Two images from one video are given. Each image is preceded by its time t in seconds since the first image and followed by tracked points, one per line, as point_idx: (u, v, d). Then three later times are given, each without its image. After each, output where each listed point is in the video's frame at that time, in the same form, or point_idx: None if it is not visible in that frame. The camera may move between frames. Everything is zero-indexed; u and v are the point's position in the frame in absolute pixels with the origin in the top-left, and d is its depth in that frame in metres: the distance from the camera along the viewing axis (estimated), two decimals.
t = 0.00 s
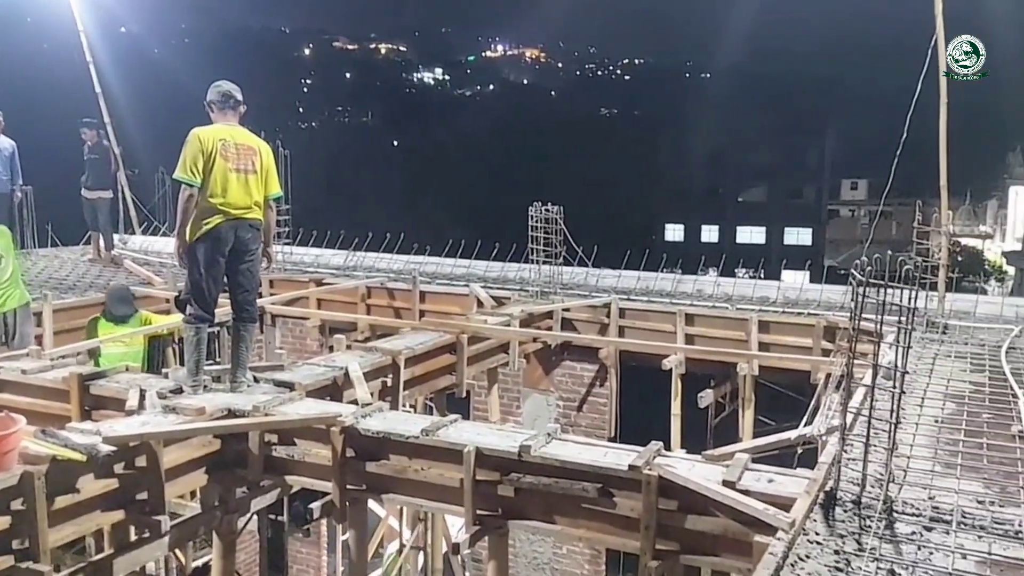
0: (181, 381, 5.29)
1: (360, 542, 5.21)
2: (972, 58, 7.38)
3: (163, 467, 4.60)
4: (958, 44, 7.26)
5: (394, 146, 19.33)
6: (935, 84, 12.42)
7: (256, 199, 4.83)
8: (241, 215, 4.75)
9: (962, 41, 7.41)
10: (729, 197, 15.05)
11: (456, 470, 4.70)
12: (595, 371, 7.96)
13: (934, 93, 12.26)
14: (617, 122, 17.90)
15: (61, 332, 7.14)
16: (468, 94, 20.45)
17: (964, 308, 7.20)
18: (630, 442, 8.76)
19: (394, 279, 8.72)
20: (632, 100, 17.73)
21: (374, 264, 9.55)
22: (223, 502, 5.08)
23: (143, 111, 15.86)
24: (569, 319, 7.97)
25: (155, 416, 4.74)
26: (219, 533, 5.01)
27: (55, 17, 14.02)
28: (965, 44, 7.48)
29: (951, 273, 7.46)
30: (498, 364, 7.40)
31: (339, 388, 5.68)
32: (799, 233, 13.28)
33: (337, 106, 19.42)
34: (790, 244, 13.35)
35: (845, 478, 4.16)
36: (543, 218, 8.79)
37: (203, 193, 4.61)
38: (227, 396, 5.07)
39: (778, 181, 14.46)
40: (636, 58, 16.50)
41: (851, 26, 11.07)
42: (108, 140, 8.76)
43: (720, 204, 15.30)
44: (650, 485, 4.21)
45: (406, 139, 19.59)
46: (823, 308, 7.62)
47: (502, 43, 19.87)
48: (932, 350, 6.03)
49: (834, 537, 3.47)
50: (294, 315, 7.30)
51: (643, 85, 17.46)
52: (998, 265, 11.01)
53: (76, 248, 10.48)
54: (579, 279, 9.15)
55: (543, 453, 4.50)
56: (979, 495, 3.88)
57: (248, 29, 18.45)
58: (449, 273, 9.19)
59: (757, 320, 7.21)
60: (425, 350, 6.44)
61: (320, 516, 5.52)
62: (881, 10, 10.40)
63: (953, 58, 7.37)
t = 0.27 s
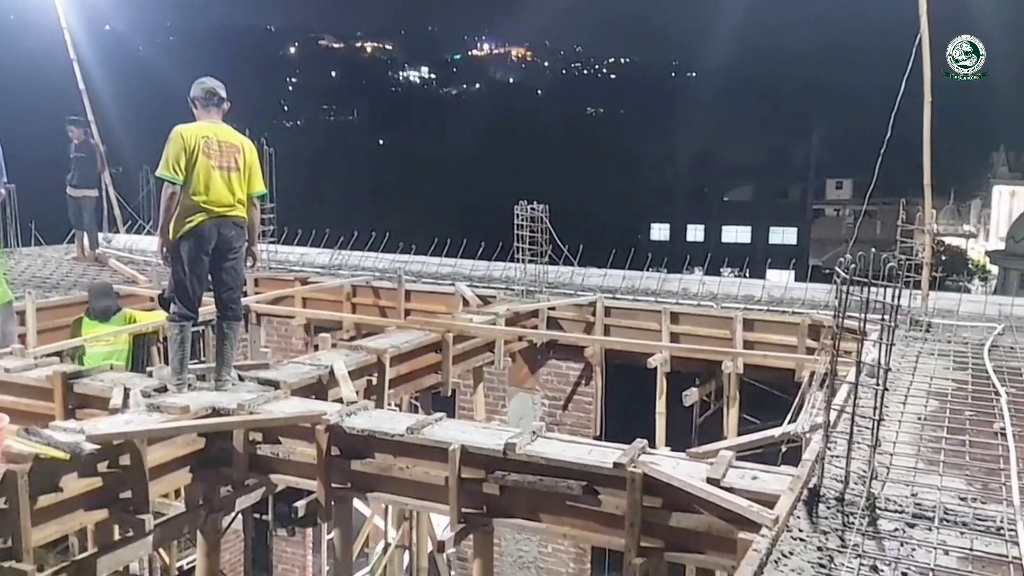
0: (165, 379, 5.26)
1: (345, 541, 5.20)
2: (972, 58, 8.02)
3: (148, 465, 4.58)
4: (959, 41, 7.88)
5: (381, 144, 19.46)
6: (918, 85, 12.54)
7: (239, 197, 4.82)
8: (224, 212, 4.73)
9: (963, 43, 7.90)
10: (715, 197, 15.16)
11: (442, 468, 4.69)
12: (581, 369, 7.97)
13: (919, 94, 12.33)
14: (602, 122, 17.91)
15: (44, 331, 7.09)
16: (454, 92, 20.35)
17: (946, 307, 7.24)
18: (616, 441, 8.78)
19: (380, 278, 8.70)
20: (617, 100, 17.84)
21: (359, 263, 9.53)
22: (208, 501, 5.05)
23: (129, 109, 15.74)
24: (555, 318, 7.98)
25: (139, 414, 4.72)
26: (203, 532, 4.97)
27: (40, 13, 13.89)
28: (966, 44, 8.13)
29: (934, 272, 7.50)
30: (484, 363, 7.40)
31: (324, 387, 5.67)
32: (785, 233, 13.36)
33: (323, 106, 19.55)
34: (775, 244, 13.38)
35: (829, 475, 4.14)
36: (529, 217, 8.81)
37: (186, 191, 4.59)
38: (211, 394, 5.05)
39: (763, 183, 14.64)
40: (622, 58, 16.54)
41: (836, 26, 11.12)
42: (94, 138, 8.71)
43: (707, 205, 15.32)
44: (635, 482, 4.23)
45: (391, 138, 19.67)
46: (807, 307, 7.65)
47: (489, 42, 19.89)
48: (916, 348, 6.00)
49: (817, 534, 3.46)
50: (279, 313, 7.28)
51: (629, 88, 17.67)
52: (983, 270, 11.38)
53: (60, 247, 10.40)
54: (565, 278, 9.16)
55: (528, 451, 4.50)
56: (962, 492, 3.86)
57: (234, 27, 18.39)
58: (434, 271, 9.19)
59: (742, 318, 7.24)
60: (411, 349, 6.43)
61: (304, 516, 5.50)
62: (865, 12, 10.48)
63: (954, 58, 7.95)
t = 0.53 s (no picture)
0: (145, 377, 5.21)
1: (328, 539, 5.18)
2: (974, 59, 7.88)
3: (128, 464, 4.54)
4: (958, 44, 7.73)
5: (364, 142, 18.63)
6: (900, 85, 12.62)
7: (218, 195, 4.79)
8: (203, 211, 4.70)
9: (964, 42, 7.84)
10: (697, 196, 15.22)
11: (424, 466, 4.69)
12: (564, 367, 7.98)
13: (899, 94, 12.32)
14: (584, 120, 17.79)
15: (25, 330, 7.02)
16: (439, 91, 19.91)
17: (926, 305, 7.29)
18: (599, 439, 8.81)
19: (363, 276, 8.68)
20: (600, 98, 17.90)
21: (342, 261, 9.51)
22: (189, 499, 4.98)
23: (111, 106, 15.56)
24: (538, 316, 7.99)
25: (118, 413, 4.67)
26: (184, 531, 4.90)
27: (20, 9, 13.70)
28: (965, 43, 7.94)
29: (914, 270, 7.55)
30: (467, 361, 7.39)
31: (306, 385, 5.64)
32: (768, 232, 13.50)
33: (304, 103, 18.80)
34: (758, 243, 13.49)
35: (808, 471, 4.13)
36: (512, 215, 8.81)
37: (165, 190, 4.57)
38: (191, 393, 5.00)
39: (746, 182, 14.68)
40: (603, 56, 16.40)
41: (822, 26, 11.12)
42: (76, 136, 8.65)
43: (689, 204, 15.38)
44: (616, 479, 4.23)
45: (373, 136, 18.81)
46: (789, 305, 7.68)
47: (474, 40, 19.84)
48: (896, 346, 5.97)
49: (797, 530, 3.46)
50: (262, 311, 7.25)
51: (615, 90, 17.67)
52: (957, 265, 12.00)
53: (40, 245, 10.31)
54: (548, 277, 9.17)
55: (510, 449, 4.49)
56: (940, 488, 3.86)
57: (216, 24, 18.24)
58: (417, 270, 9.17)
59: (724, 316, 7.27)
60: (393, 347, 6.42)
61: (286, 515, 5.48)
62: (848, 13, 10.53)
63: (954, 58, 7.90)
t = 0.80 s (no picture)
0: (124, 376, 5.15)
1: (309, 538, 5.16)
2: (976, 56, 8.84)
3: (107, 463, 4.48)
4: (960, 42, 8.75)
5: (348, 141, 19.24)
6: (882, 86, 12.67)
7: (198, 193, 4.77)
8: (183, 209, 4.68)
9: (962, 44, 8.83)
10: (677, 192, 15.44)
11: (406, 465, 4.68)
12: (546, 365, 8.02)
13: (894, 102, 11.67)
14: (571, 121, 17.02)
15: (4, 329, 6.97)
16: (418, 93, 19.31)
17: (906, 304, 7.33)
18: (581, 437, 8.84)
19: (345, 275, 8.66)
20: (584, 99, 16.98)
21: (324, 260, 9.49)
22: (169, 499, 4.99)
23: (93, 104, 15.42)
24: (520, 315, 8.00)
25: (97, 413, 4.62)
26: (164, 530, 4.92)
27: None
28: (965, 44, 8.86)
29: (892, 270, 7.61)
30: (449, 360, 7.38)
31: (287, 384, 5.62)
32: (749, 231, 14.15)
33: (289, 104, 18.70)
34: (738, 241, 14.15)
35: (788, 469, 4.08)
36: (495, 214, 8.82)
37: (143, 188, 4.55)
38: (171, 391, 4.96)
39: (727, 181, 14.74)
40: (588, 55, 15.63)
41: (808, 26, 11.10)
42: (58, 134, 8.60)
43: (669, 201, 15.65)
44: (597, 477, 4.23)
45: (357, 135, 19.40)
46: (770, 304, 7.72)
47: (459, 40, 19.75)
48: (876, 344, 5.98)
49: (777, 528, 3.41)
50: (243, 310, 7.21)
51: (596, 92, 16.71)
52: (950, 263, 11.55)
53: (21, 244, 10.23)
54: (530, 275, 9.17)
55: (492, 447, 4.49)
56: (919, 485, 3.80)
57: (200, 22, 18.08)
58: (400, 268, 9.16)
59: (705, 315, 7.31)
60: (375, 347, 6.40)
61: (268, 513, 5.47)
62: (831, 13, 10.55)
63: (955, 57, 8.92)
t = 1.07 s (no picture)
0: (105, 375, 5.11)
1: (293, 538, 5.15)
2: (974, 56, 9.64)
3: (89, 462, 4.43)
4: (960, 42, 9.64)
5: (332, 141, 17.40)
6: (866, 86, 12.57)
7: (180, 191, 4.75)
8: (164, 207, 4.66)
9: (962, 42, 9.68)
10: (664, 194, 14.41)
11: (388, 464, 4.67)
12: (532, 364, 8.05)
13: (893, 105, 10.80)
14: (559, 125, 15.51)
15: None
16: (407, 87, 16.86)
17: (887, 303, 7.39)
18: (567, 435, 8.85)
19: (329, 274, 8.64)
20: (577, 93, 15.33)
21: (309, 260, 9.47)
22: (151, 498, 4.96)
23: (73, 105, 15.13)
24: (505, 314, 8.01)
25: (78, 412, 4.58)
26: (147, 529, 4.89)
27: None
28: (965, 44, 9.62)
29: (875, 269, 7.62)
30: (434, 359, 7.36)
31: (271, 384, 5.59)
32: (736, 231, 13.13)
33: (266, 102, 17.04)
34: (724, 243, 13.17)
35: (770, 467, 4.05)
36: (480, 213, 8.83)
37: (124, 188, 4.54)
38: (153, 391, 4.92)
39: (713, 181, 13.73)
40: (574, 55, 14.22)
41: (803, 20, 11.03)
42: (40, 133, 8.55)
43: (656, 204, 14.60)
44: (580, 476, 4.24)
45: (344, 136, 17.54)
46: (753, 303, 7.75)
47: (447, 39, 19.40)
48: (857, 344, 6.02)
49: (758, 526, 3.38)
50: (227, 310, 7.18)
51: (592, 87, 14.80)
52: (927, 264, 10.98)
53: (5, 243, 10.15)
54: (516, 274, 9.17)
55: (475, 446, 4.48)
56: (900, 483, 3.79)
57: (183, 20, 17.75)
58: (385, 268, 9.15)
59: (690, 314, 7.34)
60: (359, 346, 6.37)
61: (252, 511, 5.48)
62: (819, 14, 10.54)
63: (955, 58, 9.78)
